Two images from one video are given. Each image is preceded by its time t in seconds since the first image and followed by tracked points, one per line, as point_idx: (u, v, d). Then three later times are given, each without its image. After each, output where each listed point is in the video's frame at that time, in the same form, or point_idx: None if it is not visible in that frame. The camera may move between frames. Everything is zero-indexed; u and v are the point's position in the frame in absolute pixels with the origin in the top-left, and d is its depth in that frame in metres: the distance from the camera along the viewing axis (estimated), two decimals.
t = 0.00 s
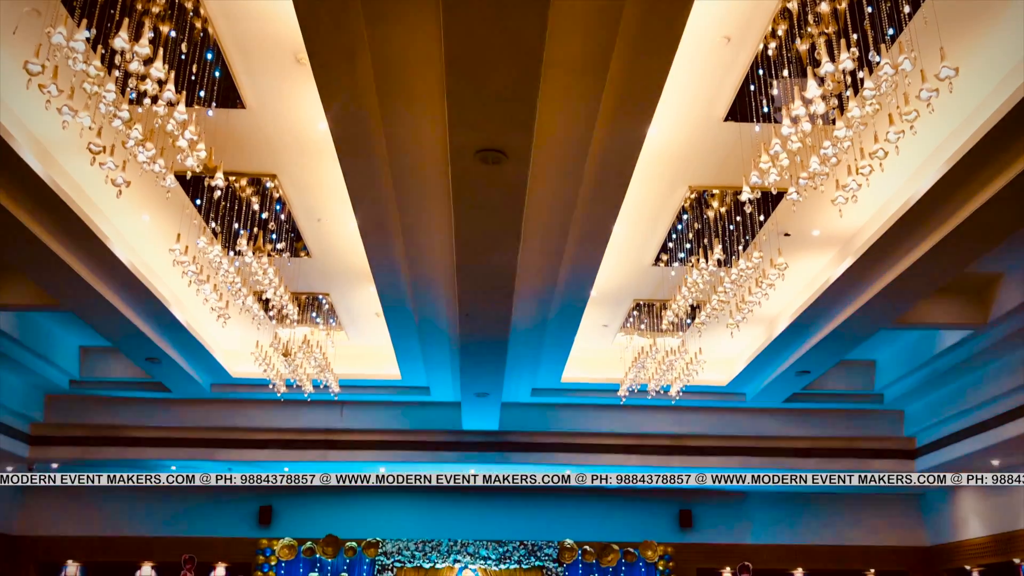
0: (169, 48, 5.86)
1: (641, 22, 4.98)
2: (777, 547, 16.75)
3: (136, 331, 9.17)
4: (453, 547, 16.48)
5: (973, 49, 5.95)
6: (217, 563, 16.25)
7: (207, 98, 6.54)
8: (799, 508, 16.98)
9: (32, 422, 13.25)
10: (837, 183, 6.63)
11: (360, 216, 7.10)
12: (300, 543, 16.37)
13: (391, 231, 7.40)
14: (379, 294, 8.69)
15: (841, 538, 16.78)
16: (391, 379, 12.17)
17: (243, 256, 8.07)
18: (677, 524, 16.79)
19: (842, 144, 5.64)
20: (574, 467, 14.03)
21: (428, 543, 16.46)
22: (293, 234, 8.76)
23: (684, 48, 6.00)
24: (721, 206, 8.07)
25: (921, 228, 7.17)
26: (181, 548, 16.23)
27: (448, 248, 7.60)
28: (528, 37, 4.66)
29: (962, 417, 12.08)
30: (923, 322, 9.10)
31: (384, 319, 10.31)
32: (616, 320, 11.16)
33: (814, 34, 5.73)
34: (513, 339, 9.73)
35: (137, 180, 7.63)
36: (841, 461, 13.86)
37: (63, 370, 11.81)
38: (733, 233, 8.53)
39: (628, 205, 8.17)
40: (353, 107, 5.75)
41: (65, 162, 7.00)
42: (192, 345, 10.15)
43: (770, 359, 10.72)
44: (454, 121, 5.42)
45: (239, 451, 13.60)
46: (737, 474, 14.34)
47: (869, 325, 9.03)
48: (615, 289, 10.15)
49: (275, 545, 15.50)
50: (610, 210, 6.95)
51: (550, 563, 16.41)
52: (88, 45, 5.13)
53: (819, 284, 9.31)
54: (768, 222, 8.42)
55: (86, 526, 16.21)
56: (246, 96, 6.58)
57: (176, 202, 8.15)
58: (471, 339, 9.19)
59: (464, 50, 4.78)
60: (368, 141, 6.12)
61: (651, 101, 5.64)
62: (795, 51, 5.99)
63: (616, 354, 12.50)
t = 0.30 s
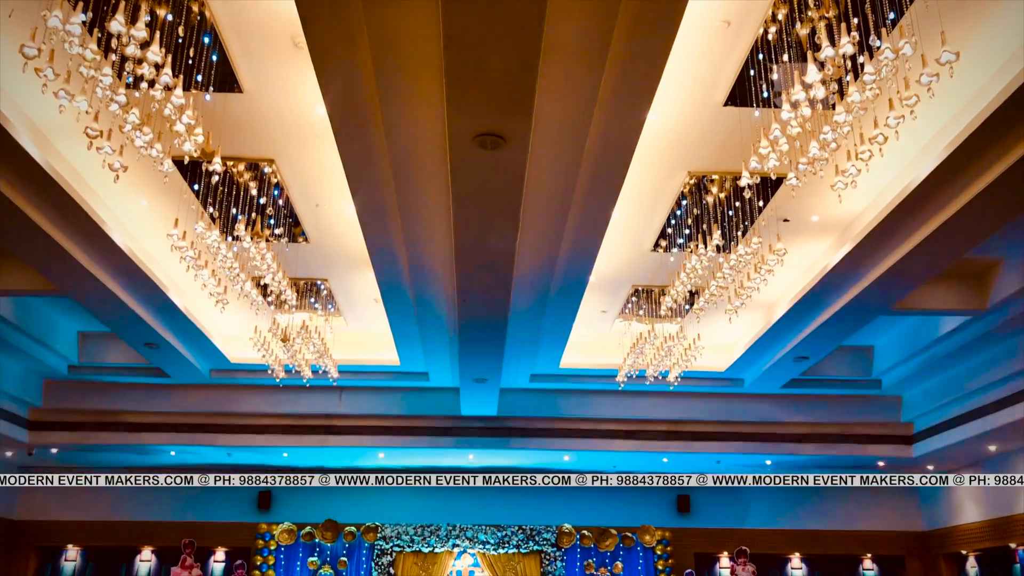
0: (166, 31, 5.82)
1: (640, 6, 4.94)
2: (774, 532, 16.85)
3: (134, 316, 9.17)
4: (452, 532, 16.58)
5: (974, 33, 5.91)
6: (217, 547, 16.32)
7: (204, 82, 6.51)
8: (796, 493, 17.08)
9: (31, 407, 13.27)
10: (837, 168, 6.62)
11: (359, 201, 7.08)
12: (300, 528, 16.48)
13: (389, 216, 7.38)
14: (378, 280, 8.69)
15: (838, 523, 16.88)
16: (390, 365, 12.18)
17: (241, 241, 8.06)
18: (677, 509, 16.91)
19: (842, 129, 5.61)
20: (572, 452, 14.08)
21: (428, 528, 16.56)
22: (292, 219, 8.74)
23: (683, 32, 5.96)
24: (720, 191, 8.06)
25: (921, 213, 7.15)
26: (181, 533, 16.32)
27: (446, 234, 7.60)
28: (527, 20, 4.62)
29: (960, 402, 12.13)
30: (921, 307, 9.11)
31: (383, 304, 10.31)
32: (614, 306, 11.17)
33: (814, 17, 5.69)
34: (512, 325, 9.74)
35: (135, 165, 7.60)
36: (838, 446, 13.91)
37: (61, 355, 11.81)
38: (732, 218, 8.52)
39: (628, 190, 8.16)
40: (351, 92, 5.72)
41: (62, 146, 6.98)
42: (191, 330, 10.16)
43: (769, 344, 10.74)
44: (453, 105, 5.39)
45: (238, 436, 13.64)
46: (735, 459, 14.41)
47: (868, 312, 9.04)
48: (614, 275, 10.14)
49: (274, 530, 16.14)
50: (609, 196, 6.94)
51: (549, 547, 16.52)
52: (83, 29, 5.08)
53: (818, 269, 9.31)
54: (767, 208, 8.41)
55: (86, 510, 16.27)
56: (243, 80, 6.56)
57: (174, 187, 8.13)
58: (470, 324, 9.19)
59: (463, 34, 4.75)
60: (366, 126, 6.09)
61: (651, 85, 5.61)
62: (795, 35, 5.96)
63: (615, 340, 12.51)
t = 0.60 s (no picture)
0: (164, 11, 5.78)
1: None
2: (773, 513, 16.94)
3: (135, 297, 9.17)
4: (453, 513, 16.74)
5: (978, 13, 5.86)
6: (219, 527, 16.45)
7: (203, 63, 6.48)
8: (795, 475, 17.16)
9: (34, 388, 13.32)
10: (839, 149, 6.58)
11: (359, 183, 7.06)
12: (302, 509, 16.63)
13: (389, 197, 7.36)
14: (378, 262, 8.68)
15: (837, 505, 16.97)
16: (392, 347, 12.21)
17: (241, 223, 8.05)
18: (677, 490, 17.16)
19: (845, 110, 5.56)
20: (573, 433, 14.14)
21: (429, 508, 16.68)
22: (292, 200, 8.73)
23: (685, 12, 5.91)
24: (722, 172, 8.03)
25: (923, 194, 7.11)
26: (184, 513, 16.44)
27: (446, 216, 7.59)
28: None
29: (960, 384, 12.16)
30: (922, 290, 9.10)
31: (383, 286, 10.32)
32: (615, 288, 11.17)
33: None
34: (513, 307, 9.74)
35: (135, 146, 7.58)
36: (838, 428, 13.95)
37: (63, 337, 11.85)
38: (734, 200, 8.50)
39: (629, 173, 8.14)
40: (351, 72, 5.69)
41: (61, 127, 6.96)
42: (191, 312, 10.17)
43: (770, 326, 10.75)
44: (453, 86, 5.36)
45: (240, 417, 13.69)
46: (735, 440, 14.48)
47: (868, 294, 9.04)
48: (615, 257, 10.13)
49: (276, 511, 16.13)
50: (609, 178, 6.92)
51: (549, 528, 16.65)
52: (80, 7, 5.03)
53: (819, 252, 9.29)
54: (769, 189, 8.38)
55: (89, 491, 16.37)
56: (243, 61, 6.52)
57: (174, 168, 8.11)
58: (470, 306, 9.20)
59: (462, 13, 4.71)
60: (365, 106, 6.06)
61: (651, 66, 5.58)
62: (798, 15, 5.91)
63: (616, 322, 12.52)
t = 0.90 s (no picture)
0: None
1: None
2: (773, 498, 17.02)
3: (138, 280, 9.18)
4: (455, 495, 16.92)
5: None
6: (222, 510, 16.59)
7: (205, 44, 6.46)
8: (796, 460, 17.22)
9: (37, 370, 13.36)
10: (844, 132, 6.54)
11: (361, 164, 7.04)
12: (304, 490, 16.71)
13: (391, 180, 7.35)
14: (381, 245, 8.68)
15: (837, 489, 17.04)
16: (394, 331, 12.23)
17: (244, 205, 8.05)
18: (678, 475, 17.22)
19: (850, 93, 5.51)
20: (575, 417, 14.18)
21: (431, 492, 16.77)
22: (294, 183, 8.71)
23: None
24: (726, 156, 8.00)
25: (928, 178, 7.07)
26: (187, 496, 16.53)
27: (448, 199, 7.57)
28: None
29: (962, 369, 12.17)
30: (925, 275, 9.09)
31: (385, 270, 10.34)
32: (618, 272, 11.17)
33: None
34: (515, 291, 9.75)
35: (137, 128, 7.57)
36: (840, 413, 13.98)
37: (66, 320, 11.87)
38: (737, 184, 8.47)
39: (632, 155, 8.11)
40: (353, 54, 5.66)
41: (63, 109, 6.94)
42: (194, 295, 10.18)
43: (772, 311, 10.76)
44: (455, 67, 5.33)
45: (242, 400, 13.73)
46: (737, 425, 14.52)
47: (871, 279, 9.03)
48: (617, 240, 10.11)
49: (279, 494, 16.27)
50: (613, 161, 6.89)
51: (550, 511, 16.80)
52: None
53: (822, 236, 9.28)
54: (773, 172, 8.35)
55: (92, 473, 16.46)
56: (244, 43, 6.49)
57: (176, 151, 8.10)
58: (472, 290, 9.20)
59: None
60: (367, 88, 6.03)
61: (655, 48, 5.54)
62: None
63: (618, 307, 12.51)
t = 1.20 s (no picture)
0: None
1: None
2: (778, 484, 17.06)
3: (146, 265, 9.20)
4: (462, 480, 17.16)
5: None
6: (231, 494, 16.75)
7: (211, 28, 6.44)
8: (801, 447, 17.23)
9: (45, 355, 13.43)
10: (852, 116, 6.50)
11: (367, 149, 7.03)
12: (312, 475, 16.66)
13: (397, 164, 7.33)
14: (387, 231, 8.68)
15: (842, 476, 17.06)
16: (400, 317, 12.25)
17: (250, 190, 8.06)
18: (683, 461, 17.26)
19: (859, 77, 5.45)
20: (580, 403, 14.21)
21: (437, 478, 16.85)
22: (301, 168, 8.71)
23: None
24: (733, 141, 7.96)
25: (937, 164, 7.02)
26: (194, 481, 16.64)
27: (455, 184, 7.56)
28: None
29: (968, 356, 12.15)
30: (932, 261, 9.06)
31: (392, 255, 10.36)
32: (624, 258, 11.16)
33: None
34: (521, 277, 9.75)
35: (143, 113, 7.56)
36: (845, 400, 13.97)
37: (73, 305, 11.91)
38: (745, 169, 8.43)
39: (639, 141, 8.08)
40: (359, 38, 5.63)
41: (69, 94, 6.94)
42: (201, 280, 10.20)
43: (779, 297, 10.74)
44: (462, 51, 5.30)
45: (249, 385, 13.79)
46: (742, 411, 14.54)
47: (879, 264, 9.00)
48: (624, 226, 10.09)
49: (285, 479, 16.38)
50: (619, 146, 6.86)
51: (556, 496, 16.98)
52: None
53: (830, 221, 9.24)
54: (781, 158, 8.31)
55: (101, 458, 16.57)
56: (251, 27, 6.47)
57: (183, 136, 8.09)
58: (479, 275, 9.21)
59: None
60: (374, 73, 6.00)
61: (663, 32, 5.50)
62: None
63: (625, 293, 12.51)
